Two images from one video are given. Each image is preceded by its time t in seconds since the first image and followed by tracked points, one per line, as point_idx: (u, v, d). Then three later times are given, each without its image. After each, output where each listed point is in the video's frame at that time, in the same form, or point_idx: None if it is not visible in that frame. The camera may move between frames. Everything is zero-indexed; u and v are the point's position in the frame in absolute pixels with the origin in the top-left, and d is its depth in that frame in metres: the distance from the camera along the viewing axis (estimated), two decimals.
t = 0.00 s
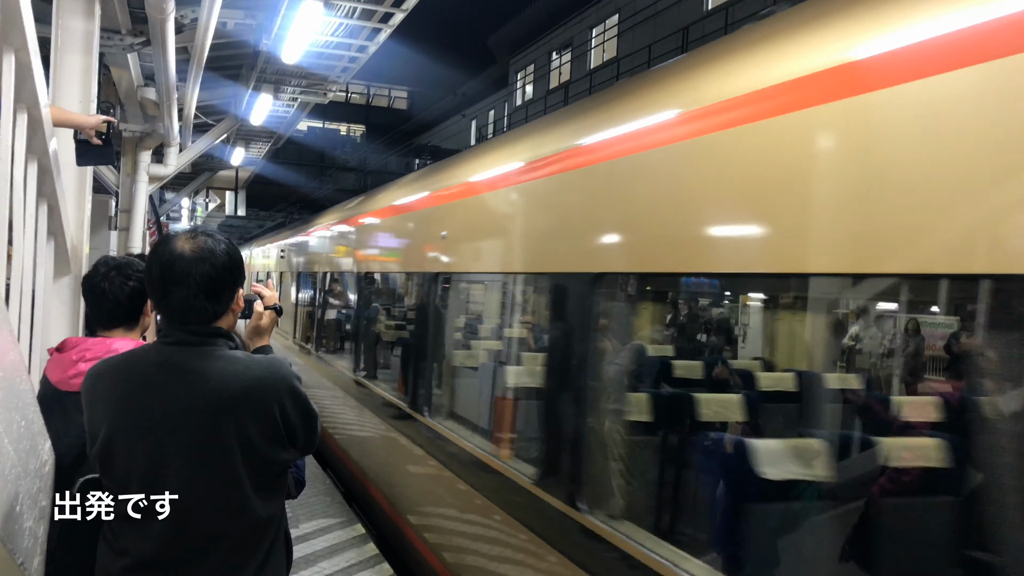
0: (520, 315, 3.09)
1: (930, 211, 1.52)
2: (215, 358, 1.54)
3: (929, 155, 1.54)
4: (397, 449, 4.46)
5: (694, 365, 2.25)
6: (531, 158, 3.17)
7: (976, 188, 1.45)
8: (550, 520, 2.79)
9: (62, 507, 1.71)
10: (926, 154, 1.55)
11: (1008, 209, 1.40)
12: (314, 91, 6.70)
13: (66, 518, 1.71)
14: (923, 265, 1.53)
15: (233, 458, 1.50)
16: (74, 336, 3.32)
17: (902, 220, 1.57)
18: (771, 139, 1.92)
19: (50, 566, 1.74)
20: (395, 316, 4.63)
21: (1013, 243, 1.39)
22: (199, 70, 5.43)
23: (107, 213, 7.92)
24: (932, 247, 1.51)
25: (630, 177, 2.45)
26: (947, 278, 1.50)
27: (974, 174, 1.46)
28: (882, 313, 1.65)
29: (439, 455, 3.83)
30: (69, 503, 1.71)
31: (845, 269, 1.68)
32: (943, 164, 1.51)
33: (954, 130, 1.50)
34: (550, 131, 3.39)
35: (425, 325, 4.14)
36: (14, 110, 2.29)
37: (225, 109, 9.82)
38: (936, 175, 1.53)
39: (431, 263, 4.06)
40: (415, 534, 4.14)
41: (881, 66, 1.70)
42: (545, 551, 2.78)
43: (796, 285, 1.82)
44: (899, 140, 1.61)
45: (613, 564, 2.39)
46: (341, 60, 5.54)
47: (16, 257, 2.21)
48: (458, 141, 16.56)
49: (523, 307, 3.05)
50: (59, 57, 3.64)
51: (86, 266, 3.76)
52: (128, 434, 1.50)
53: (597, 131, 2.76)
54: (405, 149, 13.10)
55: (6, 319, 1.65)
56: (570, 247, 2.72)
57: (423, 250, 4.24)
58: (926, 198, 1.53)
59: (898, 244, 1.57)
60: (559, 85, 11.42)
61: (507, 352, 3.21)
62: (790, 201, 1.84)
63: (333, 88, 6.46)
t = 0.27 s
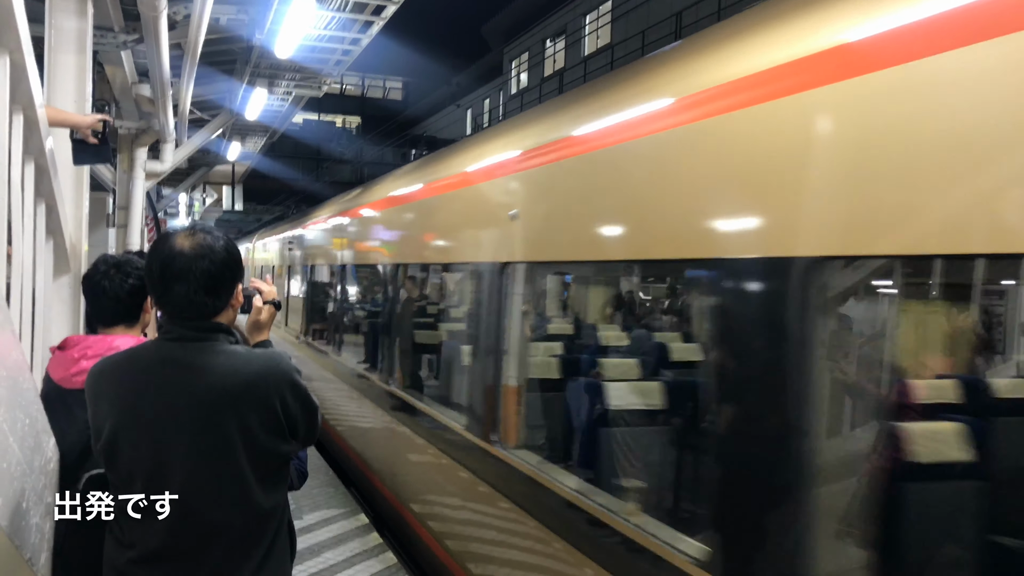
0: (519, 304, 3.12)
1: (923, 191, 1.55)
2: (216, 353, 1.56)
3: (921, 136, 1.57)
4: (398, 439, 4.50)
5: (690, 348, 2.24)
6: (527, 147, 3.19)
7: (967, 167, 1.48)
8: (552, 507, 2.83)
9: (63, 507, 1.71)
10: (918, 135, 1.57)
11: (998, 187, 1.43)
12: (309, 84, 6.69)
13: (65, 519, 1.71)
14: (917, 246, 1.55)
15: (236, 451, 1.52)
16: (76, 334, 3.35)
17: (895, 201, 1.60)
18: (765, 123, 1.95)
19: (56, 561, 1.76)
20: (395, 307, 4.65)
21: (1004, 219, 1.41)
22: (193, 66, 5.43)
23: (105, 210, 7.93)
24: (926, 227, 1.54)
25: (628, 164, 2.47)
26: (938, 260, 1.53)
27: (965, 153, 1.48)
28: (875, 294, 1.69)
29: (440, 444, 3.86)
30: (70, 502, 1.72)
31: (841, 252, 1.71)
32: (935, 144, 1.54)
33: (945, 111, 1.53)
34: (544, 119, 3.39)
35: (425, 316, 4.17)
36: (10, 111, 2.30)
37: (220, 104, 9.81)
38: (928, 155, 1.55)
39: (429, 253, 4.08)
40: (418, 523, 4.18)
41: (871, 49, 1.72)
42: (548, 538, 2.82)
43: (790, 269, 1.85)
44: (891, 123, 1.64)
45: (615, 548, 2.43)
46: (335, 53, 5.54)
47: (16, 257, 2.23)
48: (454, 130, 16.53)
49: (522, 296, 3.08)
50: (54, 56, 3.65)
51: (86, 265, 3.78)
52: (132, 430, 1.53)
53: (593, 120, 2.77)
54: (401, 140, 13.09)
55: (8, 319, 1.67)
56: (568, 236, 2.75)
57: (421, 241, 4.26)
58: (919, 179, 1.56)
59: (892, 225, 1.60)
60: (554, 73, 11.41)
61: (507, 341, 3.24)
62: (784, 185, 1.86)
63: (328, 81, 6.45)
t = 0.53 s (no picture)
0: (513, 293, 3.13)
1: (916, 177, 1.56)
2: (211, 341, 1.57)
3: (914, 122, 1.59)
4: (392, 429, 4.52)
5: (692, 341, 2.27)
6: (520, 136, 3.19)
7: (960, 152, 1.49)
8: (546, 494, 2.85)
9: (62, 506, 1.73)
10: (909, 122, 1.59)
11: (991, 173, 1.44)
12: (300, 73, 6.66)
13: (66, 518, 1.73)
14: (909, 232, 1.57)
15: (232, 438, 1.54)
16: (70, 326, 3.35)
17: (888, 187, 1.61)
18: (759, 111, 1.96)
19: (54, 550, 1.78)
20: (388, 297, 4.66)
21: (996, 203, 1.43)
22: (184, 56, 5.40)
23: (95, 202, 7.90)
24: (917, 212, 1.56)
25: (621, 152, 2.48)
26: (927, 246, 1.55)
27: (957, 138, 1.50)
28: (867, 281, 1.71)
29: (434, 433, 3.88)
30: (69, 503, 1.73)
31: (835, 239, 1.72)
32: (928, 130, 1.55)
33: (938, 98, 1.54)
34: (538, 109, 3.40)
35: (417, 306, 4.19)
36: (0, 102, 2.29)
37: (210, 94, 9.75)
38: (920, 141, 1.57)
39: (422, 243, 4.09)
40: (412, 512, 4.21)
41: (864, 37, 1.73)
42: (542, 525, 2.85)
43: (788, 256, 1.86)
44: (884, 109, 1.65)
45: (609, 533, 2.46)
46: (325, 42, 5.51)
47: (8, 248, 2.23)
48: (446, 120, 16.49)
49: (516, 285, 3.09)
50: (43, 47, 3.63)
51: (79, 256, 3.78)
52: (129, 417, 1.54)
53: (585, 108, 2.78)
54: (392, 130, 13.05)
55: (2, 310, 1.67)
56: (562, 224, 2.76)
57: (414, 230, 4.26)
58: (912, 164, 1.57)
59: (885, 212, 1.61)
60: (545, 62, 11.39)
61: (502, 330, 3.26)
62: (778, 173, 1.87)
63: (319, 70, 6.42)
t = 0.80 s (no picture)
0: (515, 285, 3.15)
1: (919, 166, 1.57)
2: (216, 331, 1.59)
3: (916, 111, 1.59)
4: (396, 419, 4.54)
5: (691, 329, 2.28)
6: (522, 127, 3.20)
7: (962, 141, 1.50)
8: (549, 484, 2.88)
9: (62, 507, 1.74)
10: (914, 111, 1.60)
11: (997, 161, 1.44)
12: (302, 66, 6.66)
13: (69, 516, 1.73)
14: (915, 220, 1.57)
15: (237, 426, 1.56)
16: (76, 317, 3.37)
17: (891, 176, 1.62)
18: (762, 101, 1.96)
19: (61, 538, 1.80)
20: (392, 288, 4.68)
21: (1002, 191, 1.43)
22: (186, 48, 5.41)
23: (99, 194, 7.93)
24: (924, 200, 1.56)
25: (624, 142, 2.49)
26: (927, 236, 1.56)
27: (963, 126, 1.50)
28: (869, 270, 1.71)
29: (438, 424, 3.91)
30: (69, 503, 1.73)
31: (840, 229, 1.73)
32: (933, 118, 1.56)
33: (943, 87, 1.55)
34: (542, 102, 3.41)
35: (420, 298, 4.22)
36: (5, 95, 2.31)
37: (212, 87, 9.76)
38: (922, 130, 1.58)
39: (425, 234, 4.10)
40: (416, 502, 4.24)
41: (865, 27, 1.74)
42: (545, 515, 2.88)
43: (791, 245, 1.87)
44: (888, 98, 1.65)
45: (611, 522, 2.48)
46: (327, 35, 5.51)
47: (14, 240, 2.25)
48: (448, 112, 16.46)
49: (519, 276, 3.11)
50: (46, 40, 3.64)
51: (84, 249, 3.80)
52: (137, 405, 1.56)
53: (587, 99, 2.79)
54: (395, 122, 13.04)
55: (9, 301, 1.69)
56: (565, 215, 2.77)
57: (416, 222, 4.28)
58: (917, 153, 1.58)
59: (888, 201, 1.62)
60: (548, 53, 11.37)
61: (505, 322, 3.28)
62: (782, 162, 1.88)
63: (321, 63, 6.42)
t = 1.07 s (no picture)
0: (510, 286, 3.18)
1: (908, 168, 1.59)
2: (207, 333, 1.60)
3: (903, 113, 1.61)
4: (390, 421, 4.55)
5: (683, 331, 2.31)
6: (515, 129, 3.22)
7: (949, 143, 1.52)
8: (541, 485, 2.90)
9: (63, 506, 1.74)
10: (900, 115, 1.62)
11: (981, 165, 1.46)
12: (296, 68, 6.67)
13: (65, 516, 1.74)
14: (901, 224, 1.59)
15: (228, 426, 1.57)
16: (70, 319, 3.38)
17: (881, 178, 1.64)
18: (751, 105, 1.99)
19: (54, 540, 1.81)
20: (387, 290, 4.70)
21: (985, 195, 1.46)
22: (180, 51, 5.41)
23: (94, 196, 7.93)
24: (909, 203, 1.58)
25: (616, 144, 2.51)
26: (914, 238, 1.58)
27: (947, 130, 1.52)
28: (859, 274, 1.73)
29: (432, 426, 3.93)
30: (70, 503, 1.74)
31: (827, 232, 1.75)
32: (918, 123, 1.58)
33: (928, 92, 1.57)
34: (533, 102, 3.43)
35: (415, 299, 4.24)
36: None
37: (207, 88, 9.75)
38: (909, 132, 1.59)
39: (420, 236, 4.11)
40: (409, 503, 4.26)
41: (852, 32, 1.76)
42: (538, 517, 2.89)
43: (779, 247, 1.89)
44: (874, 103, 1.67)
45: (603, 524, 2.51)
46: (321, 37, 5.52)
47: (7, 244, 2.26)
48: (444, 112, 16.48)
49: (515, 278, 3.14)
50: (40, 43, 3.65)
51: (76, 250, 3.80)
52: (129, 407, 1.57)
53: (580, 101, 2.81)
54: (390, 123, 13.05)
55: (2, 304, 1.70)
56: (559, 217, 2.79)
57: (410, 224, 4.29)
58: (905, 154, 1.60)
59: (877, 203, 1.64)
60: (542, 55, 11.40)
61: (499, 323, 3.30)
62: (771, 165, 1.90)
63: (315, 64, 6.43)
